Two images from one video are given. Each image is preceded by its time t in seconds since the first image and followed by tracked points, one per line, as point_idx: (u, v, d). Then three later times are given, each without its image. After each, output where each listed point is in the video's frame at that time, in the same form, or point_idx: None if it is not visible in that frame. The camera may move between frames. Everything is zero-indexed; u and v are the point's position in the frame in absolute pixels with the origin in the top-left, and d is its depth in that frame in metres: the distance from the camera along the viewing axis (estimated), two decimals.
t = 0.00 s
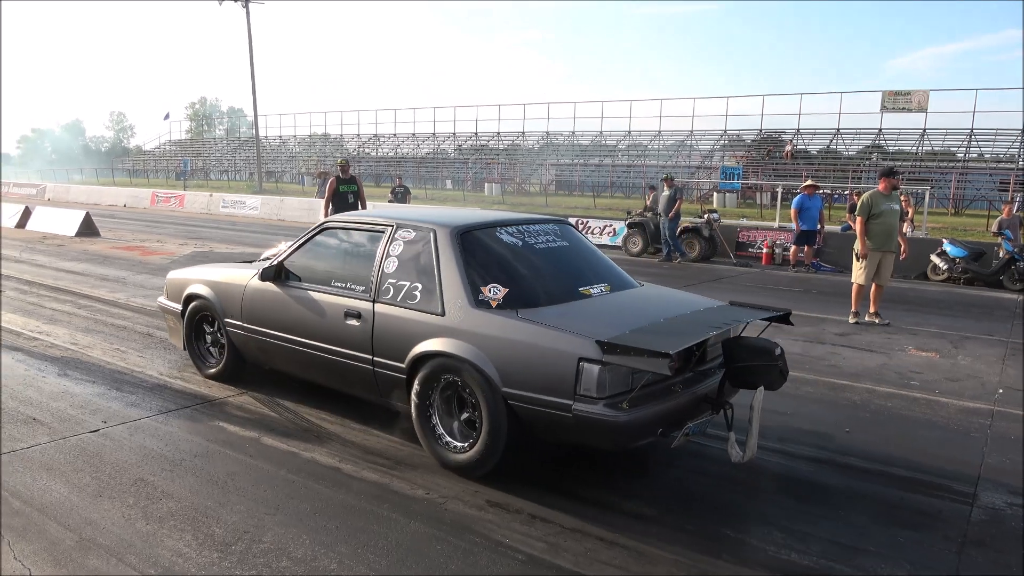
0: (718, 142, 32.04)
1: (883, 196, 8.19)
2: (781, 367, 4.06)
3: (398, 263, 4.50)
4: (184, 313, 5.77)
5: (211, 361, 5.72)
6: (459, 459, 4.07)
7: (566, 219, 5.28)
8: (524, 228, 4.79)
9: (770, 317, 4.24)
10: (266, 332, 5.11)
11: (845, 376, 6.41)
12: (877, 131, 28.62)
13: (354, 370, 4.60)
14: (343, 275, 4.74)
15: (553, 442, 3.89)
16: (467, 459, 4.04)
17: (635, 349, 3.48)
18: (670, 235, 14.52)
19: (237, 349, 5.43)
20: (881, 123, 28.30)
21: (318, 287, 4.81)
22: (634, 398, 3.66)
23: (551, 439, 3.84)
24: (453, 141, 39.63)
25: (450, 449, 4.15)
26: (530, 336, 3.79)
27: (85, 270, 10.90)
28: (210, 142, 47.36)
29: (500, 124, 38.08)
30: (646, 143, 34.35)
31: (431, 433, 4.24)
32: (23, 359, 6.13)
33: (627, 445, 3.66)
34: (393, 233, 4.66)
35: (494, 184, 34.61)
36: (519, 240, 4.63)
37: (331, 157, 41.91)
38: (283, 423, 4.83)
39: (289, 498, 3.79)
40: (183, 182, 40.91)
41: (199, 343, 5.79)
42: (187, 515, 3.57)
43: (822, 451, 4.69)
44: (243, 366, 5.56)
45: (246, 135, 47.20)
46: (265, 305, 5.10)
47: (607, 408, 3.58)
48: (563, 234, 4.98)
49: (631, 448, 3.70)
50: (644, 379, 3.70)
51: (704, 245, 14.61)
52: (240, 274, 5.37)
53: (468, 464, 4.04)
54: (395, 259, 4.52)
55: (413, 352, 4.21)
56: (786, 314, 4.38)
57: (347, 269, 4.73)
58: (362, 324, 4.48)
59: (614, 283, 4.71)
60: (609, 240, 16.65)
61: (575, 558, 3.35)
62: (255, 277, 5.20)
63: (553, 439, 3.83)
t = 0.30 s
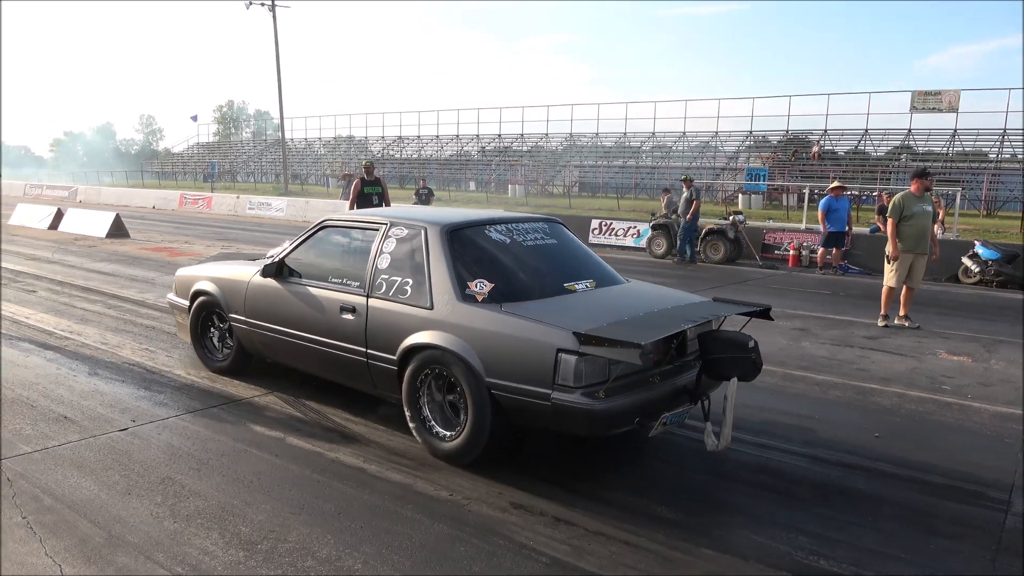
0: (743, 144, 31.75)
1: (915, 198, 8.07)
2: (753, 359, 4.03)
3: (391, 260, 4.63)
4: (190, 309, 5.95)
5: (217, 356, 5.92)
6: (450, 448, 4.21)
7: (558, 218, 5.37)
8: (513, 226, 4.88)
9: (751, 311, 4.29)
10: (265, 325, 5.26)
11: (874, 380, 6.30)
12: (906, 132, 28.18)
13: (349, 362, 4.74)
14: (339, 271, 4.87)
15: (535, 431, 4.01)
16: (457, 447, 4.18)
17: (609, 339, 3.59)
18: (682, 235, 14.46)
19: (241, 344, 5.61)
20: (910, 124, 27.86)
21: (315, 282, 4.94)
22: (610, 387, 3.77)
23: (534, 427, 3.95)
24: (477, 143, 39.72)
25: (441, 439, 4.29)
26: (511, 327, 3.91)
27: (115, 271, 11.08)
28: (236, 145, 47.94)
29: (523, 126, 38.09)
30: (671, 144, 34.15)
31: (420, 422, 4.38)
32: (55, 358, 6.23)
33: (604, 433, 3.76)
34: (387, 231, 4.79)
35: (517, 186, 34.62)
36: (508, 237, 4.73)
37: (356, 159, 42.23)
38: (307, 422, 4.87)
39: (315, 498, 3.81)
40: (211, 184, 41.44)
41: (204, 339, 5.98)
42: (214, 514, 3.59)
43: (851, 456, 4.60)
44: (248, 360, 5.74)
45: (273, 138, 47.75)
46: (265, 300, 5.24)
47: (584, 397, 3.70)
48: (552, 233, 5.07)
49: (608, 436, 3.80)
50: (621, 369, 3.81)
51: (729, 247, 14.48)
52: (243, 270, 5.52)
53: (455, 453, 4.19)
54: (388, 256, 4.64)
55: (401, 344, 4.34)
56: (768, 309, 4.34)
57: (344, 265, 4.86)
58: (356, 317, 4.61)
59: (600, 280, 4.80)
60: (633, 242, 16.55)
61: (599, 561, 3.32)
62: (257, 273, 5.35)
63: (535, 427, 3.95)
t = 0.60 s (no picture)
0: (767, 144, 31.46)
1: (946, 198, 7.93)
2: (727, 351, 4.17)
3: (381, 258, 4.81)
4: (192, 306, 6.15)
5: (219, 352, 6.11)
6: (436, 438, 4.38)
7: (545, 217, 5.53)
8: (500, 225, 5.05)
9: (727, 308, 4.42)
10: (263, 322, 5.47)
11: (900, 383, 6.20)
12: (934, 130, 27.73)
13: (343, 357, 4.92)
14: (333, 269, 5.06)
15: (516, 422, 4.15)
16: (443, 438, 4.34)
17: (585, 332, 3.74)
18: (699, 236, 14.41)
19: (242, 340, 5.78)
20: (939, 122, 27.41)
21: (311, 280, 5.14)
22: (587, 378, 3.90)
23: (516, 418, 4.08)
24: (499, 145, 39.78)
25: (428, 430, 4.46)
26: (492, 321, 4.07)
27: (143, 272, 11.25)
28: (261, 147, 48.46)
29: (545, 127, 38.05)
30: (694, 144, 33.92)
31: (409, 413, 4.56)
32: (83, 358, 6.34)
33: (580, 423, 3.89)
34: (378, 230, 4.98)
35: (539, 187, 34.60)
36: (494, 235, 4.91)
37: (379, 161, 42.48)
38: (328, 423, 4.90)
39: (336, 499, 3.83)
40: (236, 186, 41.91)
41: (206, 336, 6.17)
42: (236, 514, 3.63)
43: (876, 461, 4.53)
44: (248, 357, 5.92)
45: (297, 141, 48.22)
46: (263, 298, 5.44)
47: (561, 387, 3.83)
48: (539, 231, 5.23)
49: (584, 426, 3.93)
50: (598, 361, 3.93)
51: (753, 248, 14.34)
52: (243, 269, 5.71)
53: (440, 443, 4.36)
54: (379, 254, 4.83)
55: (391, 338, 4.51)
56: (746, 305, 4.40)
57: (337, 264, 5.05)
58: (349, 314, 4.80)
59: (583, 277, 4.95)
60: (656, 243, 16.46)
61: (619, 566, 3.30)
62: (256, 272, 5.55)
63: (516, 418, 4.09)
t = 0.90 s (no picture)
0: (784, 149, 31.32)
1: (966, 206, 7.84)
2: (692, 349, 4.39)
3: (365, 257, 4.97)
4: (185, 304, 6.31)
5: (210, 348, 6.26)
6: (416, 430, 4.55)
7: (526, 219, 5.69)
8: (480, 226, 5.22)
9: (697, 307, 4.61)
10: (252, 319, 5.62)
11: (916, 392, 6.13)
12: (953, 136, 27.49)
13: (327, 352, 5.08)
14: (319, 268, 5.22)
15: (491, 415, 4.31)
16: (423, 430, 4.52)
17: (552, 328, 3.95)
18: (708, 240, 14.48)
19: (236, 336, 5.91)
20: (958, 128, 27.17)
21: (298, 279, 5.29)
22: (557, 373, 4.06)
23: (491, 412, 4.24)
24: (513, 149, 39.88)
25: (409, 422, 4.64)
26: (467, 319, 4.24)
27: (159, 273, 11.34)
28: (278, 150, 48.78)
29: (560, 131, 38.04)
30: (710, 148, 33.81)
31: (390, 407, 4.73)
32: (98, 358, 6.39)
33: (550, 416, 4.05)
34: (362, 230, 5.13)
35: (554, 191, 34.61)
36: (474, 237, 5.08)
37: (394, 164, 42.67)
38: (338, 425, 4.92)
39: (344, 501, 3.84)
40: (253, 189, 42.18)
41: (198, 332, 6.33)
42: (246, 516, 3.64)
43: (891, 471, 4.47)
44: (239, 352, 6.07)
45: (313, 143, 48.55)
46: (252, 295, 5.60)
47: (531, 381, 4.00)
48: (519, 233, 5.40)
49: (554, 419, 4.09)
50: (569, 357, 4.09)
51: (768, 253, 14.24)
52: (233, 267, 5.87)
53: (419, 435, 4.54)
54: (363, 254, 4.98)
55: (374, 334, 4.67)
56: (717, 305, 4.58)
57: (324, 263, 5.20)
58: (333, 311, 4.95)
59: (561, 276, 5.11)
60: (670, 248, 16.39)
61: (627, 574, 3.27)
62: (246, 270, 5.70)
63: (489, 411, 4.26)
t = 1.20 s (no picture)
0: (818, 160, 30.90)
1: (1010, 217, 7.64)
2: (686, 353, 4.52)
3: (372, 264, 5.19)
4: (203, 308, 6.52)
5: (227, 352, 6.47)
6: (418, 430, 4.72)
7: (530, 227, 5.88)
8: (484, 234, 5.43)
9: (690, 313, 4.84)
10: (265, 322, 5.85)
11: (956, 408, 5.96)
12: (994, 147, 26.86)
13: (336, 355, 5.28)
14: (329, 274, 5.44)
15: (490, 416, 4.50)
16: (426, 429, 4.69)
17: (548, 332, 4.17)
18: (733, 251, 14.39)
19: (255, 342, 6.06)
20: (999, 138, 26.54)
21: (309, 284, 5.52)
22: (553, 374, 4.25)
23: (491, 412, 4.42)
24: (544, 160, 39.96)
25: (413, 423, 4.81)
26: (467, 322, 4.44)
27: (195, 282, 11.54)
28: (312, 161, 49.47)
29: (591, 142, 38.00)
30: (742, 159, 33.49)
31: (394, 408, 4.91)
32: (134, 365, 6.51)
33: (547, 415, 4.24)
34: (370, 237, 5.36)
35: (584, 202, 34.53)
36: (477, 244, 5.28)
37: (425, 175, 43.00)
38: (368, 434, 4.94)
39: (373, 511, 3.83)
40: (287, 200, 42.75)
41: (216, 336, 6.54)
42: (276, 523, 3.66)
43: (930, 489, 4.34)
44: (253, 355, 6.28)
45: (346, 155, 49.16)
46: (266, 299, 5.83)
47: (527, 382, 4.19)
48: (522, 241, 5.59)
49: (550, 419, 4.28)
50: (564, 360, 4.28)
51: (802, 264, 14.01)
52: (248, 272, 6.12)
53: (422, 435, 4.71)
54: (370, 260, 5.20)
55: (379, 337, 4.88)
56: (712, 312, 4.89)
57: (333, 269, 5.42)
58: (342, 315, 5.18)
59: (561, 283, 5.28)
60: (702, 259, 16.21)
61: None
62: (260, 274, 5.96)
63: (489, 412, 4.44)
